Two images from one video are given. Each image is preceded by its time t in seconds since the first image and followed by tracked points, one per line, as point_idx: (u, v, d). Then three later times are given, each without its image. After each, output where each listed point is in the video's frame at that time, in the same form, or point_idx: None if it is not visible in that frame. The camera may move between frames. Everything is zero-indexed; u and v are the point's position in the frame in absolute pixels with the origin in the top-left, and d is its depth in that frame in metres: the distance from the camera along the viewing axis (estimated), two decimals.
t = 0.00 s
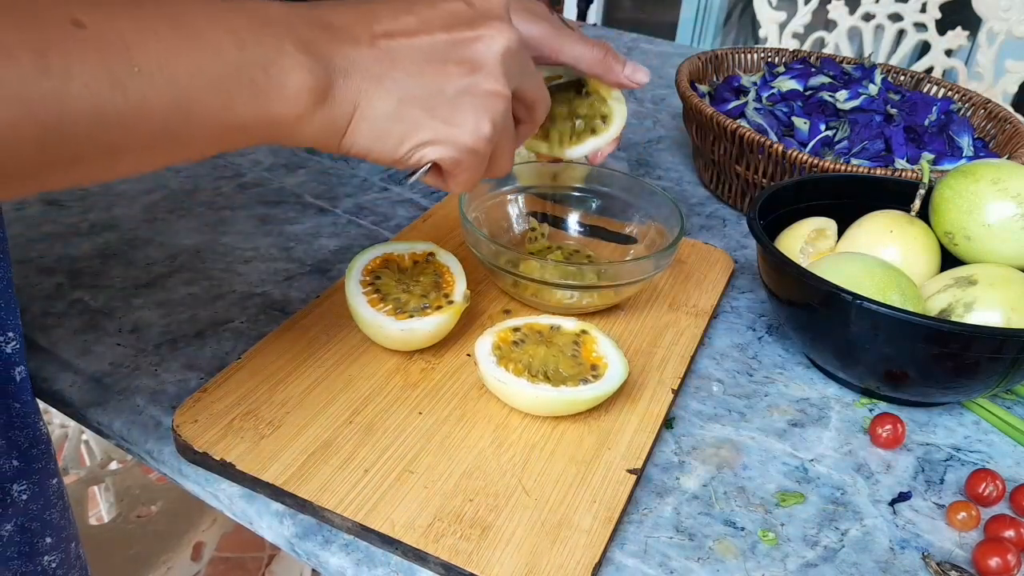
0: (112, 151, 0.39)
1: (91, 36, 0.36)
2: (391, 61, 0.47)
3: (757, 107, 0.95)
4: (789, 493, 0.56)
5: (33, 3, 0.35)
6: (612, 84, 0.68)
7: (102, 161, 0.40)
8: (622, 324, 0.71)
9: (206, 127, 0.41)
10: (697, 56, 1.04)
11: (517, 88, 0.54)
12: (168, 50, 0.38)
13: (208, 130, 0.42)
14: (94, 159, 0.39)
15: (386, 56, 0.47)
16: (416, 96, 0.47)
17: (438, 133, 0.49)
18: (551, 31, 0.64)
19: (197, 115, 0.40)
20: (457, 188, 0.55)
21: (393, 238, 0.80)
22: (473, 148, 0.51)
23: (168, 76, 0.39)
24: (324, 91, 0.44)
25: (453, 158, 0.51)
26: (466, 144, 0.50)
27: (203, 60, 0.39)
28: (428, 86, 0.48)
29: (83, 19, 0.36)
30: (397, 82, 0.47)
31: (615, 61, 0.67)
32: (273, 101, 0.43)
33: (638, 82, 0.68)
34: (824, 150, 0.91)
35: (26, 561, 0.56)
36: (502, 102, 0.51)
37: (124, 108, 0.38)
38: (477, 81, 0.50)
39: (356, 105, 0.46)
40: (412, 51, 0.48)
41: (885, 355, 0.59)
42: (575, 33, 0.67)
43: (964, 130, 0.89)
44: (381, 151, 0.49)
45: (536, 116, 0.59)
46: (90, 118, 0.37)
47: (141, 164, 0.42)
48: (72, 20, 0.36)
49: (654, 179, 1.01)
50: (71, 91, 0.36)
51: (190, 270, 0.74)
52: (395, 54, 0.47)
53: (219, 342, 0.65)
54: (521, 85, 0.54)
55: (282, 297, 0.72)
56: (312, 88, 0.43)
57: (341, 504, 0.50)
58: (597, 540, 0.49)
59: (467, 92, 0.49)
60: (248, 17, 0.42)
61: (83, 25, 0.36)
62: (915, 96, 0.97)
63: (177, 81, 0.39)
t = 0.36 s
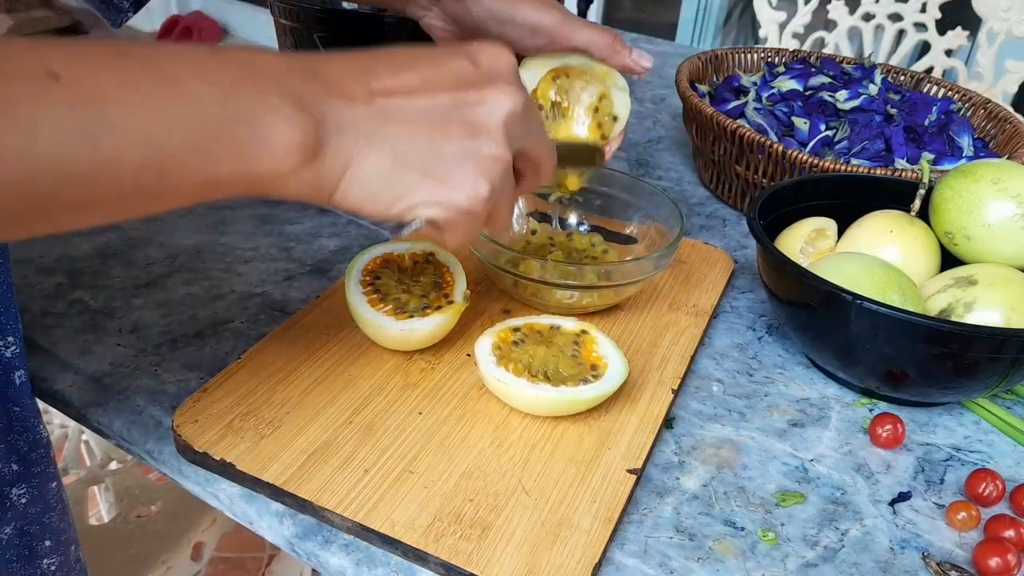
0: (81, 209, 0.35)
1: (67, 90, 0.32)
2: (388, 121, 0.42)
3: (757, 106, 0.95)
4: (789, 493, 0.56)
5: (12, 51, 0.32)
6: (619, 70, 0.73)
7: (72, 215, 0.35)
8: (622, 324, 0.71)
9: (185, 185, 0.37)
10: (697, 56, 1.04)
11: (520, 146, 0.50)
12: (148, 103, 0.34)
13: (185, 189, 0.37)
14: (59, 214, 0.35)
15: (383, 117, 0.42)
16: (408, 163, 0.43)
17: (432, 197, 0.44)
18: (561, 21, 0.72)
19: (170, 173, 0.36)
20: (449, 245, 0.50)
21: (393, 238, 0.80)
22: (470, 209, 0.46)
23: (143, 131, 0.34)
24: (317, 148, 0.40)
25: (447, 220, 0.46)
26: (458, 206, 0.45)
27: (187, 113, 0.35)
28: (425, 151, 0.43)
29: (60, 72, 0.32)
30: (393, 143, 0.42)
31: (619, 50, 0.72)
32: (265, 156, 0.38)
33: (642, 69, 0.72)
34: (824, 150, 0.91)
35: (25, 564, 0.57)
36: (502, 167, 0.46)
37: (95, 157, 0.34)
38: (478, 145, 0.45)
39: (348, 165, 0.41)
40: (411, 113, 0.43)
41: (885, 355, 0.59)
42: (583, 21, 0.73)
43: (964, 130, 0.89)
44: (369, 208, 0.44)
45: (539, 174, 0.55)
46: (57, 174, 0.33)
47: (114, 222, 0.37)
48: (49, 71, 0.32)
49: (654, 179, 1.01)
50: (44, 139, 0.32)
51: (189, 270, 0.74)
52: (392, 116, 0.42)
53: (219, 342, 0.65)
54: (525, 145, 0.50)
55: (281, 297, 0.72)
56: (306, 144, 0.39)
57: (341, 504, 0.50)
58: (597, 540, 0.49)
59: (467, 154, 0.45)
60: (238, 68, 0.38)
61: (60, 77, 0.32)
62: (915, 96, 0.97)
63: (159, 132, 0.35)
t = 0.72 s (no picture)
0: (94, 213, 0.37)
1: (90, 101, 0.35)
2: (374, 117, 0.43)
3: (757, 107, 0.95)
4: (789, 493, 0.56)
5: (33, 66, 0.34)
6: (611, 64, 0.74)
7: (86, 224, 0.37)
8: (622, 324, 0.71)
9: (194, 192, 0.39)
10: (697, 56, 1.04)
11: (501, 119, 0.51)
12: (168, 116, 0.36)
13: (197, 196, 0.39)
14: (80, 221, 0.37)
15: (373, 109, 0.43)
16: (399, 150, 0.44)
17: (430, 184, 0.46)
18: (559, 10, 0.74)
19: (181, 182, 0.38)
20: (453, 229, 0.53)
21: (393, 238, 0.80)
22: (457, 189, 0.47)
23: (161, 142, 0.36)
24: (312, 152, 0.41)
25: (447, 205, 0.48)
26: (455, 189, 0.47)
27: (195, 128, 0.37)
28: (413, 136, 0.45)
29: (81, 83, 0.35)
30: (382, 136, 0.44)
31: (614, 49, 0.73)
32: (268, 160, 0.40)
33: (632, 67, 0.74)
34: (824, 150, 0.91)
35: (13, 556, 0.56)
36: (489, 142, 0.48)
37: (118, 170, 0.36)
38: (460, 124, 0.46)
39: (343, 167, 0.43)
40: (392, 104, 0.44)
41: (885, 355, 0.59)
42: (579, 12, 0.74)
43: (964, 130, 0.89)
44: (374, 206, 0.46)
45: (526, 140, 0.56)
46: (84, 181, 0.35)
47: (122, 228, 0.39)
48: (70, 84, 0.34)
49: (654, 179, 1.01)
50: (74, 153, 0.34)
51: (190, 270, 0.74)
52: (378, 109, 0.44)
53: (219, 342, 0.65)
54: (505, 116, 0.51)
55: (282, 297, 0.72)
56: (304, 149, 0.41)
57: (341, 504, 0.50)
58: (597, 540, 0.49)
59: (453, 136, 0.46)
60: (243, 80, 0.39)
61: (81, 89, 0.34)
62: (915, 96, 0.97)
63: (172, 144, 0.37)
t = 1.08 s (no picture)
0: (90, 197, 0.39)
1: (80, 90, 0.37)
2: (366, 98, 0.45)
3: (757, 107, 0.95)
4: (789, 493, 0.56)
5: (26, 54, 0.36)
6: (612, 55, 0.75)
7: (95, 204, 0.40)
8: (622, 324, 0.71)
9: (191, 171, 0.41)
10: (697, 56, 1.04)
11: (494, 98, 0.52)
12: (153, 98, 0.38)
13: (193, 176, 0.41)
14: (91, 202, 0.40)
15: (367, 87, 0.45)
16: (390, 133, 0.46)
17: (420, 166, 0.48)
18: None
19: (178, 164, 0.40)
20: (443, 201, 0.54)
21: (393, 238, 0.80)
22: (442, 174, 0.49)
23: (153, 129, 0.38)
24: (304, 135, 0.43)
25: (435, 188, 0.50)
26: (443, 173, 0.49)
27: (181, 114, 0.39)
28: (402, 116, 0.46)
29: (74, 72, 0.37)
30: (374, 118, 0.45)
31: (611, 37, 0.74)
32: (260, 146, 0.42)
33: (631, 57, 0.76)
34: (824, 150, 0.91)
35: (7, 557, 0.55)
36: (479, 128, 0.50)
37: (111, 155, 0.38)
38: (451, 108, 0.48)
39: (334, 148, 0.45)
40: (386, 82, 0.45)
41: (885, 355, 0.59)
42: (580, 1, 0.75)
43: (964, 130, 0.89)
44: (365, 184, 0.48)
45: (523, 117, 0.57)
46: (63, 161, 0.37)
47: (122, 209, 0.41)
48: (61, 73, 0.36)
49: (654, 179, 1.01)
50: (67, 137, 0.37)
51: (190, 270, 0.74)
52: (371, 90, 0.45)
53: (219, 342, 0.65)
54: (499, 95, 0.52)
55: (282, 297, 0.72)
56: (294, 133, 0.43)
57: (341, 504, 0.50)
58: (597, 540, 0.49)
59: (443, 120, 0.48)
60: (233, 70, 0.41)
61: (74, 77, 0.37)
62: (915, 95, 0.97)
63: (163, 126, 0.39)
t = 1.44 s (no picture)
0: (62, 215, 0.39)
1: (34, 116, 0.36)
2: (342, 127, 0.44)
3: (757, 107, 0.95)
4: (789, 493, 0.56)
5: None
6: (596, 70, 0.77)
7: (77, 220, 0.40)
8: (622, 324, 0.71)
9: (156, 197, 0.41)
10: (697, 56, 1.04)
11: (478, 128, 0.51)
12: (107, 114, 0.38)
13: (157, 202, 0.41)
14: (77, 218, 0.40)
15: (343, 118, 0.44)
16: (368, 164, 0.45)
17: (395, 199, 0.47)
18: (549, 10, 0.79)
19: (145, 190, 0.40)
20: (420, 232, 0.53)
21: (393, 238, 0.80)
22: (419, 207, 0.48)
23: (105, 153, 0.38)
24: (273, 161, 0.42)
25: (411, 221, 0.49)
26: (419, 206, 0.48)
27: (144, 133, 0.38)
28: (378, 148, 0.45)
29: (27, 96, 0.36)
30: (350, 146, 0.44)
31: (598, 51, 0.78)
32: (229, 172, 0.41)
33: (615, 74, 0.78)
34: (824, 150, 0.91)
35: (7, 558, 0.55)
36: (458, 162, 0.49)
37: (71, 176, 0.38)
38: (431, 143, 0.47)
39: (306, 179, 0.44)
40: (361, 114, 0.45)
41: (885, 355, 0.59)
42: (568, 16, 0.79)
43: (964, 130, 0.89)
44: (340, 212, 0.47)
45: (508, 144, 0.57)
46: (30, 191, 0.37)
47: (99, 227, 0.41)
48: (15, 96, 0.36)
49: (655, 179, 1.01)
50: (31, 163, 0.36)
51: (190, 270, 0.74)
52: (347, 119, 0.44)
53: (219, 342, 0.65)
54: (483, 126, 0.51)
55: (282, 297, 0.72)
56: (263, 160, 0.42)
57: (341, 505, 0.50)
58: (597, 540, 0.49)
59: (422, 153, 0.47)
60: (203, 93, 0.40)
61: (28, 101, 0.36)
62: (915, 95, 0.97)
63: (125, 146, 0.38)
